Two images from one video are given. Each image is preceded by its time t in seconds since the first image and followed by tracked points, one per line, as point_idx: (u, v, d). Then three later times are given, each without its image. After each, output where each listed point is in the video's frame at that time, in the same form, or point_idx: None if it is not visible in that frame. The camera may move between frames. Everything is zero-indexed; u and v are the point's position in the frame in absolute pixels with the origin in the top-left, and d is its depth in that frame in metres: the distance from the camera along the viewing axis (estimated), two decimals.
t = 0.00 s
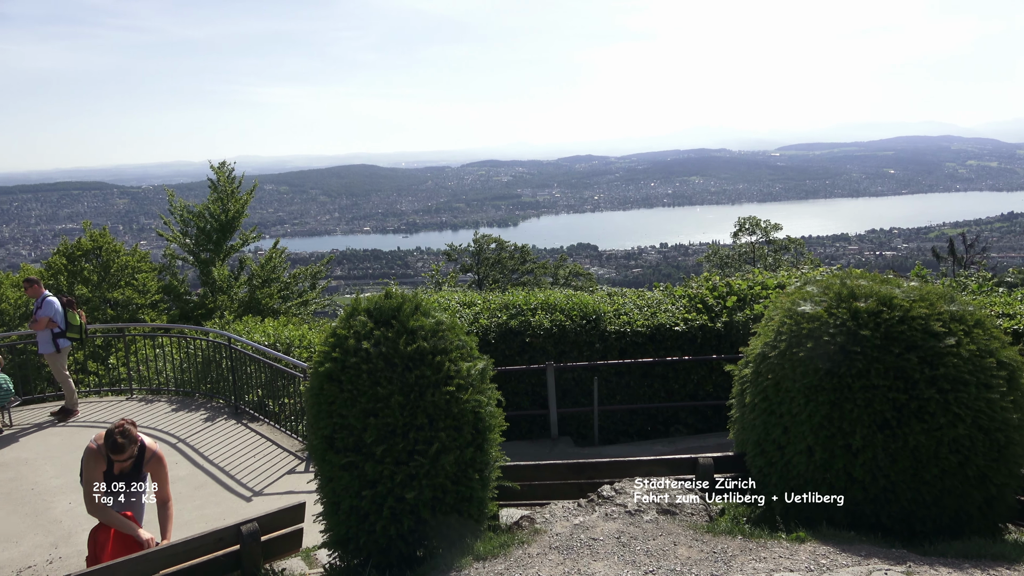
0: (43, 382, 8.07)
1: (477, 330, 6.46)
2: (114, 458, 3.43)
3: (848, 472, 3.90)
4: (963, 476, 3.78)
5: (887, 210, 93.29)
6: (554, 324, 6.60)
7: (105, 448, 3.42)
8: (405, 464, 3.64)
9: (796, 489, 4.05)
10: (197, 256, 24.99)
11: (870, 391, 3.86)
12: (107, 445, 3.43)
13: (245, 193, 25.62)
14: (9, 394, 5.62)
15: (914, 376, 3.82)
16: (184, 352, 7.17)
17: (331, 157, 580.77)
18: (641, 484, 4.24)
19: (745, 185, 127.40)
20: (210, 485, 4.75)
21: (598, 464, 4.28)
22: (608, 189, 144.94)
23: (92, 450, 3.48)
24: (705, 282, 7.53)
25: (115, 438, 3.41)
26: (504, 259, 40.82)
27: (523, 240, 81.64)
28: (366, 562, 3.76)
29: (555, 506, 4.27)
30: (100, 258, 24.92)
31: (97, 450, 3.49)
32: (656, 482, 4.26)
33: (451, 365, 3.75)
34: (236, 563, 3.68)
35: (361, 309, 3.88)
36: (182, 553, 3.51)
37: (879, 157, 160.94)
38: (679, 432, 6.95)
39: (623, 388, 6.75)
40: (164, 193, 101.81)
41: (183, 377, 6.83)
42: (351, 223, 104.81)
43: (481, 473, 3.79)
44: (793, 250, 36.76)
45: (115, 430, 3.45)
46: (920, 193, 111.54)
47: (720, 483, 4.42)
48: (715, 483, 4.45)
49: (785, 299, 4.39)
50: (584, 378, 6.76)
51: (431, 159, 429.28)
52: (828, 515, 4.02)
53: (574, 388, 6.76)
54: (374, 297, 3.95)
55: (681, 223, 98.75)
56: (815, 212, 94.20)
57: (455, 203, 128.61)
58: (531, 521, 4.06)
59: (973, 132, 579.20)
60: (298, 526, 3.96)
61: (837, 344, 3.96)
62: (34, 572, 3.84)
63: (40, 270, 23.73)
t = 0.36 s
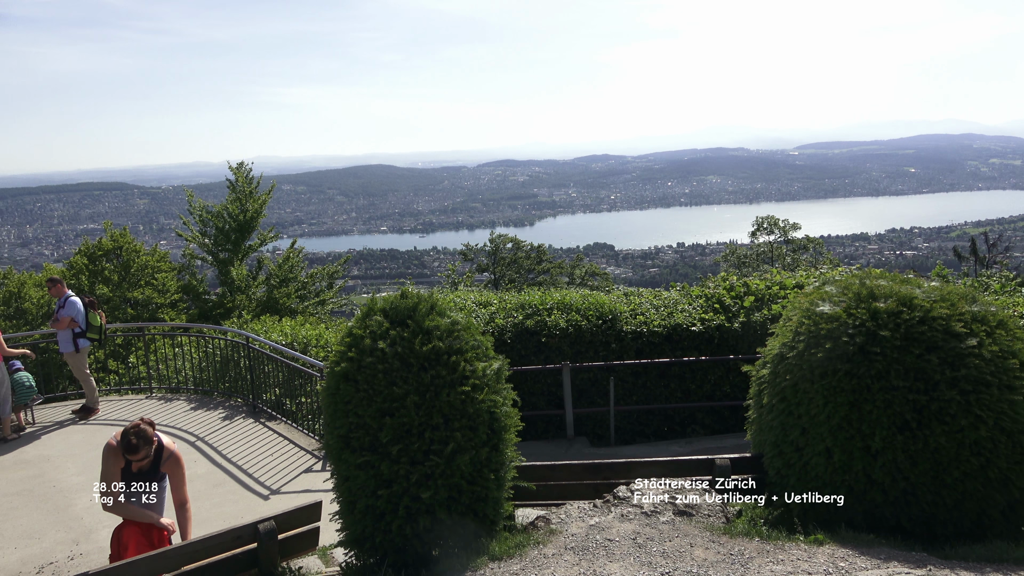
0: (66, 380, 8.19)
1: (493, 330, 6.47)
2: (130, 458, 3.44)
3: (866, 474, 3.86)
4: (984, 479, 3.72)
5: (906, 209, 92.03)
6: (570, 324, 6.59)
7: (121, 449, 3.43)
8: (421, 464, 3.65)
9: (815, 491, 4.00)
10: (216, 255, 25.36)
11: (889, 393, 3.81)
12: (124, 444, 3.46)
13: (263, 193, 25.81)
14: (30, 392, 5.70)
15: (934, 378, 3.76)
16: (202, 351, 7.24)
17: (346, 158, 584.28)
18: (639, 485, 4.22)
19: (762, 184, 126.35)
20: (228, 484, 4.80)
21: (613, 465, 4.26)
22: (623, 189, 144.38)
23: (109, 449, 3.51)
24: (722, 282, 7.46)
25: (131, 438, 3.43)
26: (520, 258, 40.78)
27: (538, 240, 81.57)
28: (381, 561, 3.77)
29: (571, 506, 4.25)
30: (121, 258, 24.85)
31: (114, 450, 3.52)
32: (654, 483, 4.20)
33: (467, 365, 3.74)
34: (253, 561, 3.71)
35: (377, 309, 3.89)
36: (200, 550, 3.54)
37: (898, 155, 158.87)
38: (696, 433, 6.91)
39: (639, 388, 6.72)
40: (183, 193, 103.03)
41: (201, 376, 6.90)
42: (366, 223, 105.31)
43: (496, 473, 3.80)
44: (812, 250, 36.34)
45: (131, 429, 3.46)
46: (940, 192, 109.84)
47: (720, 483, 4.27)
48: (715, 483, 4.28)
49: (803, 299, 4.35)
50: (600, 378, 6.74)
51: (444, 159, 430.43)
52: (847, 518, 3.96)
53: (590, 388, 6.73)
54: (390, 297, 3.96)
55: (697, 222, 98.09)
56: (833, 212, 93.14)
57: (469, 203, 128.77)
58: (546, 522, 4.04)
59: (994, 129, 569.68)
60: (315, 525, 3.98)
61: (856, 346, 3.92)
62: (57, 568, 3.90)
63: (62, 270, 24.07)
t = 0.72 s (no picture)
0: (89, 378, 8.30)
1: (510, 329, 6.47)
2: (145, 455, 3.50)
3: (888, 476, 3.80)
4: (1009, 482, 3.65)
5: (926, 208, 90.79)
6: (587, 324, 6.57)
7: (135, 445, 3.48)
8: (438, 463, 3.66)
9: (835, 493, 3.95)
10: (235, 255, 25.53)
11: (910, 394, 3.75)
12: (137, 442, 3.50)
13: (281, 193, 25.83)
14: (53, 391, 5.78)
15: (957, 379, 3.69)
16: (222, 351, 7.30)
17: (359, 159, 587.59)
18: (640, 486, 4.18)
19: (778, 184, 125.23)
20: (247, 482, 4.83)
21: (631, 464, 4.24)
22: (637, 188, 143.87)
23: (124, 449, 3.58)
24: (741, 281, 7.40)
25: (145, 435, 3.49)
26: (537, 258, 40.73)
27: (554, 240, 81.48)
28: (398, 560, 3.78)
29: (588, 506, 4.23)
30: (142, 258, 25.89)
31: (130, 448, 3.57)
32: (656, 484, 4.16)
33: (484, 365, 3.74)
34: (272, 558, 3.74)
35: (395, 308, 3.90)
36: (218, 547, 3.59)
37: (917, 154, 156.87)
38: (713, 433, 6.86)
39: (655, 389, 6.69)
40: (202, 193, 104.36)
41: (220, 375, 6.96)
42: (381, 223, 105.90)
43: (513, 473, 3.79)
44: (832, 249, 35.94)
45: (145, 427, 3.52)
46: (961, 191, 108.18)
47: (720, 483, 4.23)
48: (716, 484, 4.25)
49: (823, 299, 4.30)
50: (617, 378, 6.71)
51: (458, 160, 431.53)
52: (867, 520, 3.91)
53: (607, 388, 6.71)
54: (407, 296, 3.97)
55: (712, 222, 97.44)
56: (851, 211, 92.09)
57: (483, 203, 128.90)
58: (564, 522, 4.02)
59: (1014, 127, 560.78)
60: (332, 523, 4.00)
61: (877, 347, 3.87)
62: (79, 564, 3.96)
63: (84, 270, 24.42)
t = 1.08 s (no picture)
0: (111, 376, 8.40)
1: (528, 329, 6.46)
2: (157, 448, 3.53)
3: (910, 479, 3.76)
4: None
5: (946, 208, 89.47)
6: (605, 324, 6.55)
7: (146, 439, 3.52)
8: (456, 462, 3.65)
9: (855, 495, 3.91)
10: (255, 255, 25.82)
11: (933, 396, 3.70)
12: (149, 436, 3.52)
13: (300, 194, 26.19)
14: (75, 388, 5.85)
15: (982, 382, 3.64)
16: (241, 349, 7.37)
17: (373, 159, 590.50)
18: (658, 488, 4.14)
19: (794, 184, 124.17)
20: (266, 481, 4.85)
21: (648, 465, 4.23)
22: (652, 188, 143.32)
23: (137, 446, 3.61)
24: (760, 282, 7.34)
25: (154, 429, 3.51)
26: (554, 258, 40.68)
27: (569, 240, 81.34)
28: (416, 559, 3.79)
29: (606, 507, 4.20)
30: (162, 258, 25.56)
31: (144, 442, 3.61)
32: (656, 483, 4.11)
33: (502, 365, 3.74)
34: (291, 556, 3.77)
35: (413, 308, 3.90)
36: (239, 544, 3.62)
37: (937, 154, 154.62)
38: (732, 435, 6.80)
39: (674, 389, 6.66)
40: (221, 193, 105.58)
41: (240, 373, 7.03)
42: (397, 223, 106.35)
43: (532, 473, 3.79)
44: (852, 250, 35.50)
45: (155, 421, 3.55)
46: (982, 191, 106.45)
47: (718, 484, 4.21)
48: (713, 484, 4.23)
49: (844, 300, 4.25)
50: (635, 378, 6.67)
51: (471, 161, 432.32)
52: (889, 522, 3.86)
53: (624, 388, 6.68)
54: (426, 296, 3.97)
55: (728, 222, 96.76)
56: (870, 211, 91.05)
57: (498, 203, 129.01)
58: (581, 522, 4.00)
59: None
60: (351, 522, 4.01)
61: (901, 347, 3.81)
62: (101, 560, 4.00)
63: (107, 269, 24.77)
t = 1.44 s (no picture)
0: (128, 374, 8.48)
1: (542, 329, 6.45)
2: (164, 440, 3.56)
3: (929, 481, 3.71)
4: None
5: (963, 207, 88.42)
6: (619, 324, 6.52)
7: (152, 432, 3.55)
8: (471, 462, 3.65)
9: (873, 497, 3.86)
10: (269, 254, 25.82)
11: (953, 398, 3.64)
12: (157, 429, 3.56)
13: (314, 194, 26.23)
14: (93, 387, 5.90)
15: (1002, 383, 3.59)
16: (257, 348, 7.42)
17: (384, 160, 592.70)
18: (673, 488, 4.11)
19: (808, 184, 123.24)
20: (281, 479, 4.87)
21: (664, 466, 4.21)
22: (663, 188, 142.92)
23: (148, 437, 3.66)
24: (777, 281, 7.28)
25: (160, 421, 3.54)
26: (568, 258, 40.65)
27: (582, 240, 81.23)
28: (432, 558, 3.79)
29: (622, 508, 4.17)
30: (179, 257, 26.29)
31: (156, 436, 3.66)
32: (656, 483, 4.19)
33: (517, 365, 3.73)
34: (307, 554, 3.79)
35: (428, 308, 3.91)
36: (253, 543, 3.64)
37: (953, 153, 152.81)
38: (747, 435, 6.76)
39: (688, 389, 6.64)
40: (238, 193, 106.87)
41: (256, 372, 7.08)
42: (411, 223, 106.62)
43: (546, 473, 3.77)
44: (869, 249, 35.16)
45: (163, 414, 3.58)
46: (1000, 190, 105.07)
47: (719, 482, 4.21)
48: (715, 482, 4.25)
49: (862, 300, 4.21)
50: (649, 378, 6.65)
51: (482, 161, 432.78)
52: (909, 525, 3.81)
53: (639, 388, 6.66)
54: (440, 296, 3.97)
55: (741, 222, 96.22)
56: (885, 211, 90.24)
57: (510, 203, 129.12)
58: (597, 523, 3.99)
59: None
60: (366, 521, 4.02)
61: (919, 349, 3.76)
62: (119, 558, 4.03)
63: (125, 269, 25.06)
